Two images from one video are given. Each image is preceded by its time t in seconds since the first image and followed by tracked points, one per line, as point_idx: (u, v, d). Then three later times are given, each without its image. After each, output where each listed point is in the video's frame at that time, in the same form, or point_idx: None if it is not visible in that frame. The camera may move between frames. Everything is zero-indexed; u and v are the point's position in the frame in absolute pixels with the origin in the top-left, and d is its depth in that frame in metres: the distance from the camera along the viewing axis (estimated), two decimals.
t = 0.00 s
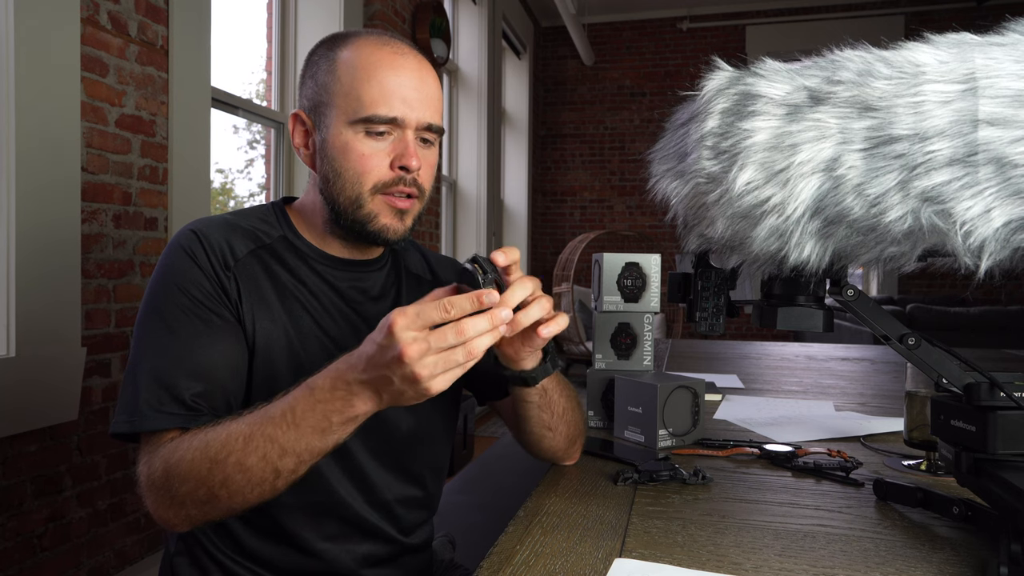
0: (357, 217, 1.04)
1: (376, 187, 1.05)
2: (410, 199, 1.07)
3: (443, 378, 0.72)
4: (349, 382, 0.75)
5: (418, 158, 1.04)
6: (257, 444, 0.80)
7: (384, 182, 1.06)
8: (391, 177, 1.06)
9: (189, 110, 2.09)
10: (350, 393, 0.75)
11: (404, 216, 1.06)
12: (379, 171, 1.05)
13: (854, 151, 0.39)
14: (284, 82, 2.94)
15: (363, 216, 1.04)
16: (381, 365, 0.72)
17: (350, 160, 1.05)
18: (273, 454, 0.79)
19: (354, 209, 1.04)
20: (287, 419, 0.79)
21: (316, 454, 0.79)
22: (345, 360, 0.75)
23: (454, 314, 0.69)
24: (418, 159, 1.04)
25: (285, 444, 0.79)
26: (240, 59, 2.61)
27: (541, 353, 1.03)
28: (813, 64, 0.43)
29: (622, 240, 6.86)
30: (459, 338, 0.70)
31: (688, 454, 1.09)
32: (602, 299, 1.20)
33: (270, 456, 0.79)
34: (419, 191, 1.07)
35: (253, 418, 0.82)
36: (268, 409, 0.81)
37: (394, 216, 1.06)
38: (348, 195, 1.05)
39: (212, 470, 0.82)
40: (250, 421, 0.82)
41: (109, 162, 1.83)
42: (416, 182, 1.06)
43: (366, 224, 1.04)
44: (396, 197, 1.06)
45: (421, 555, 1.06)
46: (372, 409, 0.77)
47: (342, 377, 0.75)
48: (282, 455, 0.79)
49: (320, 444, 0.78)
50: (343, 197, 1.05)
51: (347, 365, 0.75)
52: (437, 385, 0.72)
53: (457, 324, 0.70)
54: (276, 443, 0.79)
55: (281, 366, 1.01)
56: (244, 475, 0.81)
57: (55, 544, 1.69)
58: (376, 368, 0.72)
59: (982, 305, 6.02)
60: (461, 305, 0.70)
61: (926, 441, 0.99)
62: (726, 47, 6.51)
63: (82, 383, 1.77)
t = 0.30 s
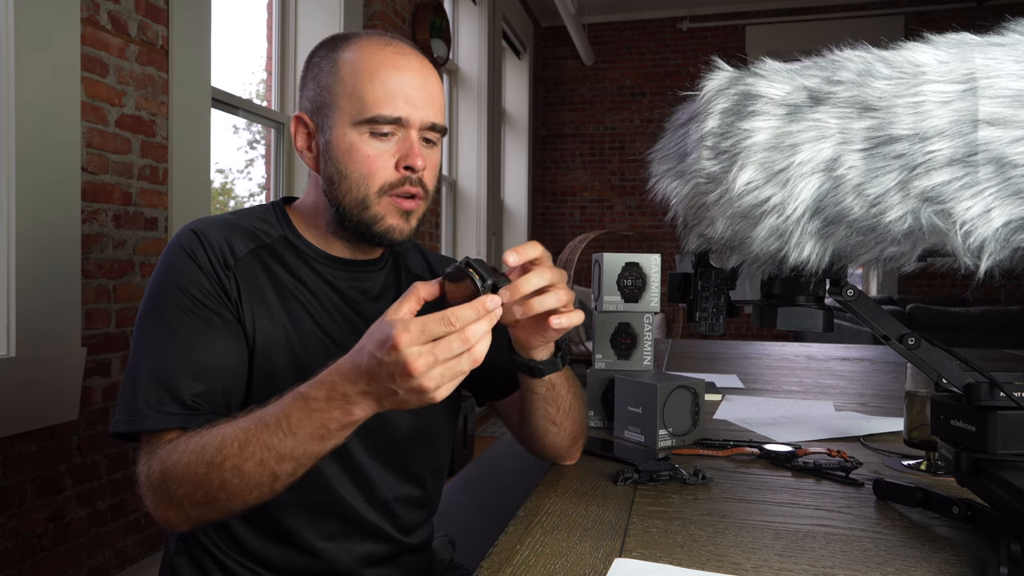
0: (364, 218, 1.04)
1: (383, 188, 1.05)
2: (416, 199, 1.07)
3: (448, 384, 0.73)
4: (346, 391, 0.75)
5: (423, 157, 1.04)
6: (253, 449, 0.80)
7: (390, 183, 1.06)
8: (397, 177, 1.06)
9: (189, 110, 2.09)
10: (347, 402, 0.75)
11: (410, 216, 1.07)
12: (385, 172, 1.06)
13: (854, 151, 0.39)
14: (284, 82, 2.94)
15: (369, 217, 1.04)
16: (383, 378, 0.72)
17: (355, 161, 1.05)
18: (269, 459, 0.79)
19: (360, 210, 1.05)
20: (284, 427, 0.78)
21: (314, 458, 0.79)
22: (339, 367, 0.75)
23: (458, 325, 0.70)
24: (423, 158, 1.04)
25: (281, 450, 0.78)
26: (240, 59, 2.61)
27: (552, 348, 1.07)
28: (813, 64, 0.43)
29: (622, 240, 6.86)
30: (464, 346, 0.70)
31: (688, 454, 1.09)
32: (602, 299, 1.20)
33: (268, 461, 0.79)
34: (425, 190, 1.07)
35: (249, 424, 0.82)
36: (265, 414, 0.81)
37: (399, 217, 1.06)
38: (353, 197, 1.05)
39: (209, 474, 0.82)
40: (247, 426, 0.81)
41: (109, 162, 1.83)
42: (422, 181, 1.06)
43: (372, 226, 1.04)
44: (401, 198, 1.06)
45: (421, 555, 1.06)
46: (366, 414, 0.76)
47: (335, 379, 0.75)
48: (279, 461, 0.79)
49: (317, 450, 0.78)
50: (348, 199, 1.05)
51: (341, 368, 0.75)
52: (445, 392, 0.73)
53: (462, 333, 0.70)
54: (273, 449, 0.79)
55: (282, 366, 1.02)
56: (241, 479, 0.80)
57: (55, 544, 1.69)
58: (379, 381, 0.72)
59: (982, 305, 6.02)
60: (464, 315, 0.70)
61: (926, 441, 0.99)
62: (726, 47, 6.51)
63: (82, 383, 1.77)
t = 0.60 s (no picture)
0: (365, 218, 1.04)
1: (386, 188, 1.05)
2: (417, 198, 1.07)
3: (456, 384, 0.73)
4: (351, 394, 0.75)
5: (425, 156, 1.04)
6: (259, 451, 0.80)
7: (392, 182, 1.06)
8: (398, 177, 1.06)
9: (189, 110, 2.09)
10: (353, 405, 0.75)
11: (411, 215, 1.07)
12: (387, 171, 1.06)
13: (854, 151, 0.39)
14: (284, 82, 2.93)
15: (371, 217, 1.04)
16: (391, 381, 0.72)
17: (358, 161, 1.06)
18: (275, 460, 0.79)
19: (363, 210, 1.05)
20: (289, 429, 0.78)
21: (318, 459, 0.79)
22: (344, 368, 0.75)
23: (465, 328, 0.70)
24: (425, 157, 1.04)
25: (287, 451, 0.79)
26: (240, 59, 2.61)
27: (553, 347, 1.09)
28: (813, 64, 0.43)
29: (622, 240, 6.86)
30: (472, 348, 0.70)
31: (688, 454, 1.09)
32: (602, 299, 1.20)
33: (273, 463, 0.79)
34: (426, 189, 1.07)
35: (254, 425, 0.82)
36: (270, 415, 0.81)
37: (398, 218, 1.06)
38: (354, 196, 1.05)
39: (214, 475, 0.82)
40: (252, 428, 0.81)
41: (109, 162, 1.83)
42: (423, 181, 1.06)
43: (373, 227, 1.05)
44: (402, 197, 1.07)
45: (421, 555, 1.06)
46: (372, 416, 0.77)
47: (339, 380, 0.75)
48: (284, 462, 0.79)
49: (322, 451, 0.78)
50: (350, 198, 1.05)
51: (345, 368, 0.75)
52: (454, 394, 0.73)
53: (469, 336, 0.70)
54: (279, 450, 0.79)
55: (283, 366, 1.02)
56: (246, 481, 0.80)
57: (55, 544, 1.69)
58: (387, 385, 0.73)
59: (982, 305, 6.02)
60: (469, 318, 0.70)
61: (925, 441, 0.99)
62: (726, 47, 6.51)
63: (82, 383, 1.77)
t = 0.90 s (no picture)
0: (357, 216, 1.04)
1: (375, 186, 1.05)
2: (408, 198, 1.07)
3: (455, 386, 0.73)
4: (351, 399, 0.75)
5: (417, 156, 1.04)
6: (257, 454, 0.80)
7: (383, 183, 1.06)
8: (390, 177, 1.06)
9: (189, 110, 2.09)
10: (352, 408, 0.75)
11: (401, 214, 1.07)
12: (379, 171, 1.06)
13: (854, 151, 0.39)
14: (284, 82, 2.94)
15: (361, 214, 1.04)
16: (390, 387, 0.72)
17: (350, 158, 1.06)
18: (273, 463, 0.79)
19: (354, 207, 1.04)
20: (288, 431, 0.78)
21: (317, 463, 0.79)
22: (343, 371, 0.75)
23: (464, 333, 0.70)
24: (417, 157, 1.04)
25: (285, 454, 0.78)
26: (240, 59, 2.61)
27: (552, 349, 1.11)
28: (813, 65, 0.43)
29: (622, 240, 6.86)
30: (471, 353, 0.71)
31: (687, 454, 1.09)
32: (602, 299, 1.20)
33: (271, 466, 0.79)
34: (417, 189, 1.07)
35: (253, 428, 0.82)
36: (269, 419, 0.81)
37: (389, 215, 1.06)
38: (347, 194, 1.05)
39: (213, 477, 0.82)
40: (251, 430, 0.81)
41: (109, 162, 1.83)
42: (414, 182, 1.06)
43: (365, 223, 1.04)
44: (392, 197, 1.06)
45: (421, 555, 1.06)
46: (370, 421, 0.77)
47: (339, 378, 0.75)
48: (283, 465, 0.79)
49: (321, 454, 0.78)
50: (342, 195, 1.05)
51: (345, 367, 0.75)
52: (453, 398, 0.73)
53: (468, 342, 0.71)
54: (277, 453, 0.79)
55: (282, 366, 1.02)
56: (245, 483, 0.80)
57: (55, 544, 1.69)
58: (386, 390, 0.73)
59: (982, 305, 6.02)
60: (468, 323, 0.70)
61: (925, 441, 0.99)
62: (726, 47, 6.51)
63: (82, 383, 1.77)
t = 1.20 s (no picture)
0: (351, 209, 1.05)
1: (369, 179, 1.05)
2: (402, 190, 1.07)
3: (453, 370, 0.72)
4: (347, 377, 0.75)
5: (410, 148, 1.05)
6: (257, 443, 0.80)
7: (377, 174, 1.06)
8: (384, 169, 1.06)
9: (189, 110, 2.09)
10: (348, 388, 0.76)
11: (395, 207, 1.06)
12: (372, 163, 1.05)
13: (854, 152, 0.39)
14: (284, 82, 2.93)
15: (356, 208, 1.05)
16: (378, 357, 0.72)
17: (343, 152, 1.05)
18: (273, 453, 0.79)
19: (348, 201, 1.05)
20: (287, 418, 0.79)
21: (316, 453, 0.79)
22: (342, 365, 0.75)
23: (453, 307, 0.69)
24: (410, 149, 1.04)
25: (285, 442, 0.79)
26: (240, 60, 2.61)
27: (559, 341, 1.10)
28: (813, 65, 0.43)
29: (622, 240, 6.86)
30: (455, 334, 0.69)
31: (687, 454, 1.09)
32: (602, 299, 1.20)
33: (270, 454, 0.79)
34: (410, 181, 1.07)
35: (252, 419, 0.82)
36: (268, 408, 0.81)
37: (383, 207, 1.06)
38: (341, 187, 1.05)
39: (213, 469, 0.82)
40: (250, 421, 0.82)
41: (109, 162, 1.83)
42: (407, 173, 1.06)
43: (359, 217, 1.05)
44: (386, 190, 1.06)
45: (421, 555, 1.06)
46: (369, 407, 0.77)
47: (340, 376, 0.75)
48: (282, 453, 0.79)
49: (320, 442, 0.78)
50: (336, 189, 1.05)
51: (345, 365, 0.75)
52: (434, 383, 0.72)
53: (455, 321, 0.69)
54: (276, 441, 0.79)
55: (282, 366, 1.01)
56: (244, 474, 0.81)
57: (55, 544, 1.69)
58: (374, 361, 0.73)
59: (982, 305, 6.02)
60: (461, 298, 0.69)
61: (925, 441, 0.99)
62: (726, 47, 6.51)
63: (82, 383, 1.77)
